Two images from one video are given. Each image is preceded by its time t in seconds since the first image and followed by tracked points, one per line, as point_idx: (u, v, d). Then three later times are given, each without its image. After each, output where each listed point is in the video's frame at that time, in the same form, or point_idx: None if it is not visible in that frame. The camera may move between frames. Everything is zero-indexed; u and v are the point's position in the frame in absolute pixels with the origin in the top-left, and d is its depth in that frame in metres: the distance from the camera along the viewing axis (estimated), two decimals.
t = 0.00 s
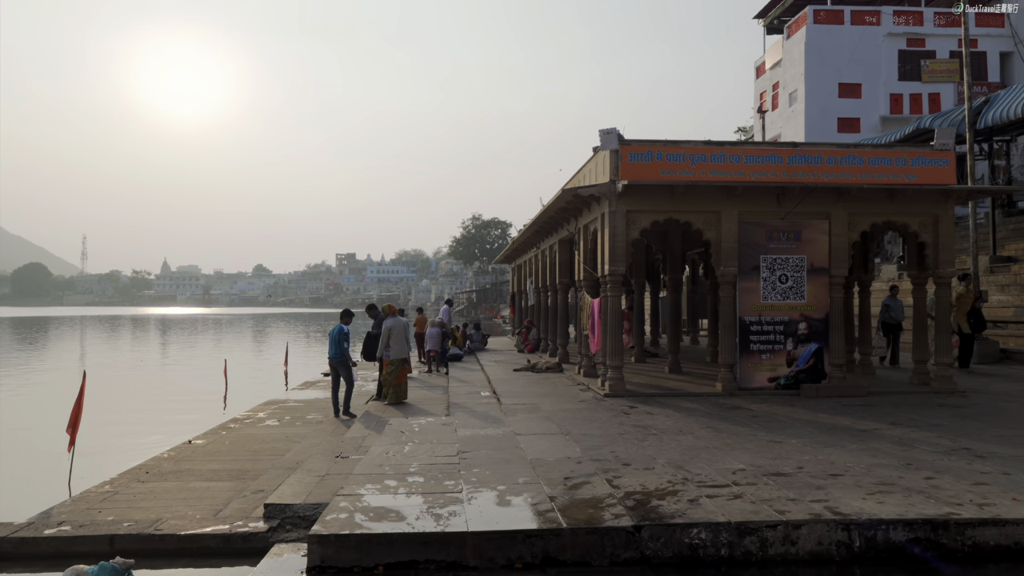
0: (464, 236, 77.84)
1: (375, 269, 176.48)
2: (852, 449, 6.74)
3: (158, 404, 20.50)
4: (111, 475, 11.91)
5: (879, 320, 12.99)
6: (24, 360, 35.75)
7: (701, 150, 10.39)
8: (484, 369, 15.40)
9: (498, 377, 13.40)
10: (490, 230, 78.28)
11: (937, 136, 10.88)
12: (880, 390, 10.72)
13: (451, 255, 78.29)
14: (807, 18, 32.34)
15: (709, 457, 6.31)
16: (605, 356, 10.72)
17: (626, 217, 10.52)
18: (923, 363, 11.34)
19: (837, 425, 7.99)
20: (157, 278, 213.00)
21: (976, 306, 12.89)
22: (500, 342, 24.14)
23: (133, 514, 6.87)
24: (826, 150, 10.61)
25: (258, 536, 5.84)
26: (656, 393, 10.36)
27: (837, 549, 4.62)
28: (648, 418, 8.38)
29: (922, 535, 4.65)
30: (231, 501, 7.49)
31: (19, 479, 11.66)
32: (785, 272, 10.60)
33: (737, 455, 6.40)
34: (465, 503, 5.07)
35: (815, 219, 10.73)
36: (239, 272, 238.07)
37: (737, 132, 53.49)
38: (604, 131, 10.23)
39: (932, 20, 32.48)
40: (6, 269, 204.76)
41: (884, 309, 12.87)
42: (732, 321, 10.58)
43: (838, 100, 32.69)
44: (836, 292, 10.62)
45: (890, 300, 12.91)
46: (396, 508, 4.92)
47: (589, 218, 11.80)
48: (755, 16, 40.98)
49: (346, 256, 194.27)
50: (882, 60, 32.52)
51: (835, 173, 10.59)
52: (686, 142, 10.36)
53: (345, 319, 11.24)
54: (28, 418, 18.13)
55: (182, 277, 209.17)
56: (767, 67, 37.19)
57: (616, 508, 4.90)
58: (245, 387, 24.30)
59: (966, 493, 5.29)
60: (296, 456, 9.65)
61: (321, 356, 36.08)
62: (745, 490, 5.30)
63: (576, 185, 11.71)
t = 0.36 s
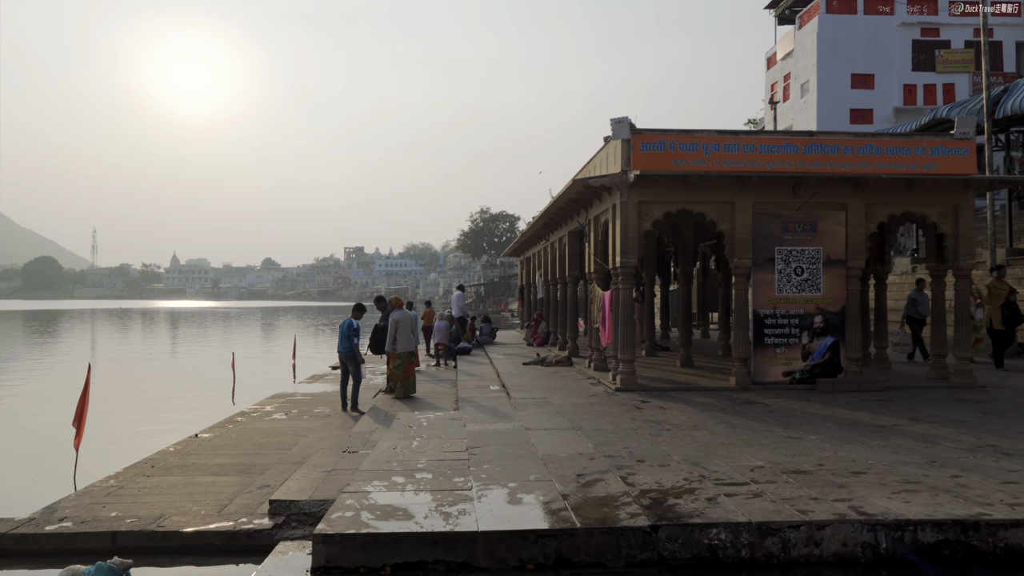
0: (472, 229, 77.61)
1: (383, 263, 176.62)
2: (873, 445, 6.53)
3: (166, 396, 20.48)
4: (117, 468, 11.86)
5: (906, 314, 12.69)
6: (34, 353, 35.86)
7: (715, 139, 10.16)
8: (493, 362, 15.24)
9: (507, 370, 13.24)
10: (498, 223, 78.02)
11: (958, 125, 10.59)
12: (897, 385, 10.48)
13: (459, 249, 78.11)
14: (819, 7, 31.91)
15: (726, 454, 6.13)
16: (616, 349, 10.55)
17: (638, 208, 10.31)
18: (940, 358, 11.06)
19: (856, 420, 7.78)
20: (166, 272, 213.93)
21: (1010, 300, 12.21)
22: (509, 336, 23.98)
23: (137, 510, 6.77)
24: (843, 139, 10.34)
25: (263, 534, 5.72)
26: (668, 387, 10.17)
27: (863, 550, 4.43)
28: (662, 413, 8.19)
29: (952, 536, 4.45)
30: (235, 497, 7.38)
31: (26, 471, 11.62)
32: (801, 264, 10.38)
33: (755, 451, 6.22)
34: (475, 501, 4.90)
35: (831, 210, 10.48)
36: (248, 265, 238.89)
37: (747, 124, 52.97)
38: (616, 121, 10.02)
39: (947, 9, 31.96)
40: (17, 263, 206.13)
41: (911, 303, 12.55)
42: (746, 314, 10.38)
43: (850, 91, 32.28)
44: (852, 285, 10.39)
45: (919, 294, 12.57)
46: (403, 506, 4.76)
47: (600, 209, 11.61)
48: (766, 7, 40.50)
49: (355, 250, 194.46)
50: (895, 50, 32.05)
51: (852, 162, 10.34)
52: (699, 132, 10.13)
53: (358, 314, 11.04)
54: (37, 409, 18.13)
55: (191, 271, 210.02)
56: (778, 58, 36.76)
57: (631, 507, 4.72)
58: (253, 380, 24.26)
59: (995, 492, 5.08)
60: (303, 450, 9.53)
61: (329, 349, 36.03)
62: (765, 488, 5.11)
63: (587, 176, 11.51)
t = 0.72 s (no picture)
0: (482, 222, 77.35)
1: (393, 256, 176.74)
2: (904, 447, 6.26)
3: (176, 390, 20.41)
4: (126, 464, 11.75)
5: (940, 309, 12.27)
6: (47, 346, 35.98)
7: (734, 129, 9.89)
8: (505, 358, 15.03)
9: (520, 366, 13.03)
10: (508, 217, 77.71)
11: (987, 114, 10.25)
12: (922, 382, 10.17)
13: (469, 242, 77.90)
14: None
15: (751, 456, 5.88)
16: (632, 345, 10.29)
17: (655, 200, 10.01)
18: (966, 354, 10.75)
19: (884, 420, 7.50)
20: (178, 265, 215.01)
21: None
22: (520, 330, 23.78)
23: (143, 511, 6.62)
24: (868, 128, 10.01)
25: (271, 537, 5.56)
26: (686, 384, 9.92)
27: (903, 562, 4.18)
28: (681, 411, 7.94)
29: (997, 548, 4.19)
30: (243, 498, 7.22)
31: (35, 466, 11.54)
32: (823, 258, 10.08)
33: (781, 453, 5.97)
34: (491, 507, 4.69)
35: (855, 202, 10.17)
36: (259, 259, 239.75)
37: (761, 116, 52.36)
38: (633, 110, 9.76)
39: None
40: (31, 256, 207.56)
41: (945, 297, 12.12)
42: (766, 309, 10.10)
43: (867, 82, 31.74)
44: (876, 279, 10.09)
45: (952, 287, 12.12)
46: (416, 512, 4.55)
47: (615, 202, 11.35)
48: None
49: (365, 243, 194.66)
50: (913, 40, 31.46)
51: (876, 153, 10.02)
52: (719, 121, 9.86)
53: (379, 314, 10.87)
54: (48, 403, 18.12)
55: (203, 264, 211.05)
56: (793, 48, 36.22)
57: (656, 514, 4.49)
58: (264, 373, 24.18)
59: None
60: (312, 448, 9.36)
61: (340, 342, 35.95)
62: (795, 494, 4.87)
63: (602, 168, 11.25)
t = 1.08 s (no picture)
0: (488, 218, 77.13)
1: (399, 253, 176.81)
2: (924, 447, 6.03)
3: (181, 385, 20.33)
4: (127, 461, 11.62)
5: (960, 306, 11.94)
6: (53, 342, 36.04)
7: (746, 121, 9.57)
8: (511, 354, 14.84)
9: (526, 363, 12.84)
10: (514, 213, 77.46)
11: (1006, 104, 9.84)
12: (938, 379, 9.92)
13: (475, 238, 77.74)
14: None
15: (766, 458, 5.66)
16: (641, 342, 10.08)
17: (664, 193, 9.85)
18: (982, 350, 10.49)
19: (901, 419, 7.26)
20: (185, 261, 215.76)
21: None
22: (526, 327, 23.58)
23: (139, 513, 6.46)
24: (883, 119, 9.67)
25: (269, 541, 5.39)
26: (695, 382, 9.70)
27: (930, 570, 3.96)
28: (691, 410, 7.73)
29: None
30: (242, 499, 7.05)
31: (35, 463, 11.43)
32: (836, 253, 9.85)
33: (797, 455, 5.75)
34: (496, 511, 4.49)
35: (869, 195, 9.93)
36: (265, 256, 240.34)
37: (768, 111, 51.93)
38: (641, 102, 9.51)
39: None
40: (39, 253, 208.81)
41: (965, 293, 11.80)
42: (778, 305, 9.86)
43: (877, 75, 31.37)
44: (891, 274, 9.84)
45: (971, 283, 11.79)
46: (417, 516, 4.37)
47: (623, 196, 11.14)
48: None
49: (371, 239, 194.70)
50: (924, 33, 31.04)
51: (891, 144, 9.68)
52: (729, 113, 9.55)
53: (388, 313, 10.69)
54: (52, 398, 18.04)
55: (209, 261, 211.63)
56: (802, 42, 35.84)
57: (668, 519, 4.28)
58: (269, 370, 24.07)
59: None
60: (314, 446, 9.19)
61: (345, 339, 35.82)
62: (814, 499, 4.65)
63: (609, 161, 11.03)
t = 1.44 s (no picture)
0: (487, 215, 76.87)
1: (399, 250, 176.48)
2: (934, 451, 5.80)
3: (176, 383, 20.11)
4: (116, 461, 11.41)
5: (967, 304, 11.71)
6: (50, 339, 35.88)
7: (748, 114, 9.32)
8: (509, 353, 14.61)
9: (524, 362, 12.61)
10: (514, 210, 77.19)
11: (1014, 96, 9.54)
12: (945, 378, 9.68)
13: (475, 235, 77.50)
14: None
15: (770, 463, 5.43)
16: (640, 340, 9.84)
17: (664, 188, 9.62)
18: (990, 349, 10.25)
19: (909, 420, 7.03)
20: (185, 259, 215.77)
21: None
22: (525, 324, 23.36)
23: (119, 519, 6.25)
24: (888, 112, 9.42)
25: (250, 550, 5.17)
26: (696, 381, 9.47)
27: None
28: (692, 411, 7.50)
29: None
30: (227, 504, 6.84)
31: (23, 463, 11.22)
32: (841, 249, 9.61)
33: (802, 459, 5.52)
34: (487, 521, 4.26)
35: (873, 190, 9.69)
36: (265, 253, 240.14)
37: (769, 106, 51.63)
38: (641, 94, 9.26)
39: None
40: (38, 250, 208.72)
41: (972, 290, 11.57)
42: (780, 303, 9.63)
43: (879, 70, 31.11)
44: (896, 271, 9.60)
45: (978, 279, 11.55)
46: (403, 527, 4.14)
47: (622, 191, 10.90)
48: None
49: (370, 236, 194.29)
50: (927, 28, 30.75)
51: (897, 138, 9.41)
52: (731, 105, 9.30)
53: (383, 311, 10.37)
54: (43, 396, 17.82)
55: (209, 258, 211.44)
56: (803, 37, 35.55)
57: (668, 530, 4.05)
58: (265, 367, 23.84)
59: None
60: (305, 448, 8.97)
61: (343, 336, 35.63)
62: (821, 507, 4.41)
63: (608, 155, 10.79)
